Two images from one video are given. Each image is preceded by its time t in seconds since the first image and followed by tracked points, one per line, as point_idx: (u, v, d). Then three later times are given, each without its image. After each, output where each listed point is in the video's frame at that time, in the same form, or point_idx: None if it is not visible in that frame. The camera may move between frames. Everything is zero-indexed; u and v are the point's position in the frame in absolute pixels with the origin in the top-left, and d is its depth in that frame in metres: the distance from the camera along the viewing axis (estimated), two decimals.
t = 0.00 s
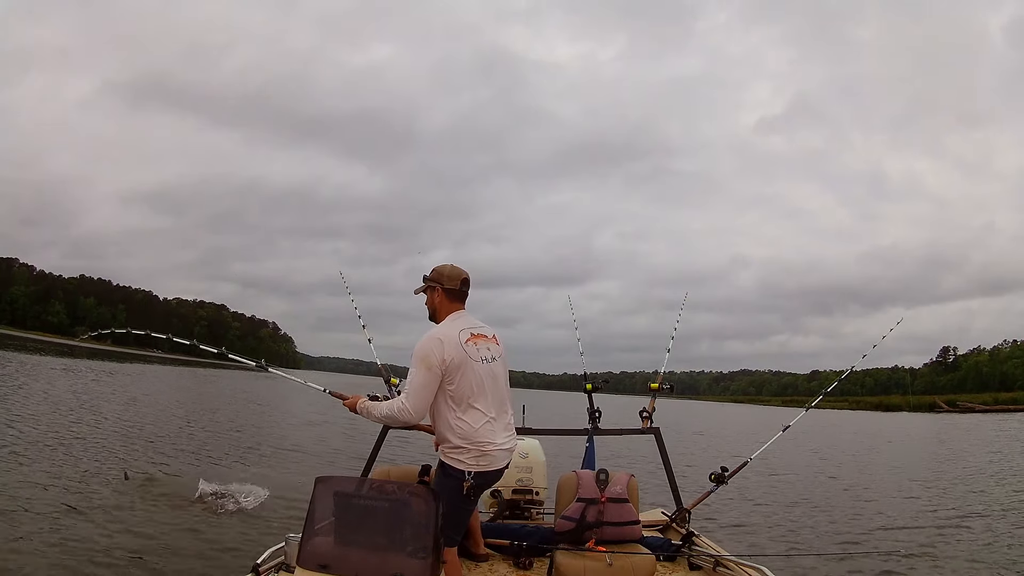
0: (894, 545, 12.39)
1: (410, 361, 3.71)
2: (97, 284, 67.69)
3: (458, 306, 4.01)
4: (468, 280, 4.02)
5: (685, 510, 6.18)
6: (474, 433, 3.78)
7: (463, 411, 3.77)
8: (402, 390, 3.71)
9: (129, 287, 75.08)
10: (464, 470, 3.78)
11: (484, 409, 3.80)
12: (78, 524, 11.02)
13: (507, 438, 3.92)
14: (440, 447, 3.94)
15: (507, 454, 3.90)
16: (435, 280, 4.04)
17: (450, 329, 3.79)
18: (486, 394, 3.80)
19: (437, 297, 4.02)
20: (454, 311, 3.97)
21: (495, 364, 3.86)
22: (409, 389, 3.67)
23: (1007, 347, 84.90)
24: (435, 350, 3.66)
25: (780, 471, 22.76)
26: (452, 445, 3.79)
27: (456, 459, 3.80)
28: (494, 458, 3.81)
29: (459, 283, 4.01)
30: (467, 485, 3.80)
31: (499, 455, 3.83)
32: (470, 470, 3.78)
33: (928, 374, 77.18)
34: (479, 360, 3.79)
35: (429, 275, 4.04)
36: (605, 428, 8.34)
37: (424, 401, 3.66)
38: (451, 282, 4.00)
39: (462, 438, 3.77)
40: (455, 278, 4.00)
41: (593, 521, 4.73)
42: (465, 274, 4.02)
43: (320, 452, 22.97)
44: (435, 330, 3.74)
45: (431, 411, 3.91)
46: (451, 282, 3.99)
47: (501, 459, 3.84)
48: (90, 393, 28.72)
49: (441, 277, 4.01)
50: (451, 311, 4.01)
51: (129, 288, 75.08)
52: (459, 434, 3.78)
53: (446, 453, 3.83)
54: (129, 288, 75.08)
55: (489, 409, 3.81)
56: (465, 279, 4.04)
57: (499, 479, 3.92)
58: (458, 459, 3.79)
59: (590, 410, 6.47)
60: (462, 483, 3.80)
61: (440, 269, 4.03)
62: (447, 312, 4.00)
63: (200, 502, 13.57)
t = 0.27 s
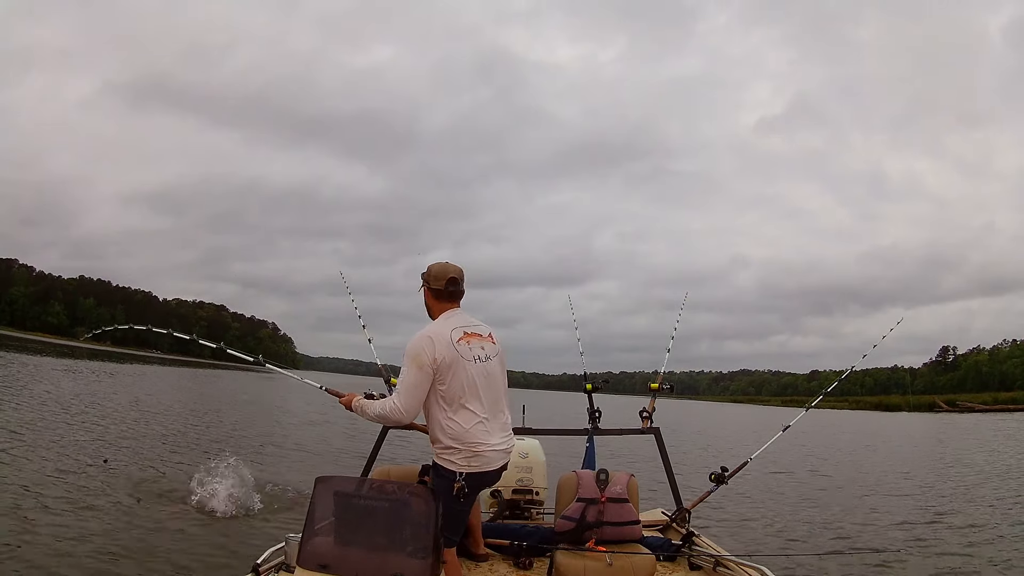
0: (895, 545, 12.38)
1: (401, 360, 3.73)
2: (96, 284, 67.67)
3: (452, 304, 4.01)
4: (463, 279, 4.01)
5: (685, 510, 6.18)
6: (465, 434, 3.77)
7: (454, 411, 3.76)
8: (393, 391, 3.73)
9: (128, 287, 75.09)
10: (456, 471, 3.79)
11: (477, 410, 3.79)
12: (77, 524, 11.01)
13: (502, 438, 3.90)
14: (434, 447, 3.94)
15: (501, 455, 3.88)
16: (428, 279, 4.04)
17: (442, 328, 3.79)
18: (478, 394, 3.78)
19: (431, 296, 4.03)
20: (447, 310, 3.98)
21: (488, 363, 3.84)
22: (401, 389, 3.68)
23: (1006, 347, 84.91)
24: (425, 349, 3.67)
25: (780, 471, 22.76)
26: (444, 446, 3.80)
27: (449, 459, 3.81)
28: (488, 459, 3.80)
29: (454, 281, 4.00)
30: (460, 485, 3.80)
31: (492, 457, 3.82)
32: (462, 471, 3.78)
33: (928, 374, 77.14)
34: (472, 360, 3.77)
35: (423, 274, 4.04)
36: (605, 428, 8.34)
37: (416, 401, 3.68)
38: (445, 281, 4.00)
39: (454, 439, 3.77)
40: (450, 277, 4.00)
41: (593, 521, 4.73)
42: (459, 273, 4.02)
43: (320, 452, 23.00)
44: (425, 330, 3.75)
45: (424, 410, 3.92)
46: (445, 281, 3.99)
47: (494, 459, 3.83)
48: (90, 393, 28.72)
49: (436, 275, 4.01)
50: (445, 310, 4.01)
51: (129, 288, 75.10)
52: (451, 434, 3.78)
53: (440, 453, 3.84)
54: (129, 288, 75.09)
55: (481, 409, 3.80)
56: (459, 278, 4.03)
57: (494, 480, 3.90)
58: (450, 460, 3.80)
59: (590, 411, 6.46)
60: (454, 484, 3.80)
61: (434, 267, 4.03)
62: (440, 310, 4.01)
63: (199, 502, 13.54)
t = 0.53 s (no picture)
0: (896, 545, 12.39)
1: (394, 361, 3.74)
2: (96, 284, 67.63)
3: (445, 305, 4.02)
4: (459, 279, 4.01)
5: (685, 510, 6.18)
6: (458, 434, 3.75)
7: (447, 412, 3.76)
8: (386, 391, 3.75)
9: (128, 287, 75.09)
10: (448, 472, 3.78)
11: (469, 411, 3.77)
12: (77, 524, 11.00)
13: (497, 440, 3.87)
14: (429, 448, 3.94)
15: (496, 457, 3.85)
16: (423, 280, 4.05)
17: (435, 328, 3.80)
18: (470, 394, 3.77)
19: (426, 297, 4.05)
20: (440, 310, 3.99)
21: (482, 364, 3.83)
22: (393, 389, 3.69)
23: (1006, 347, 84.90)
24: (416, 349, 3.68)
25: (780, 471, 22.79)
26: (437, 447, 3.79)
27: (442, 461, 3.80)
28: (481, 461, 3.77)
29: (449, 282, 4.01)
30: (452, 487, 3.80)
31: (486, 458, 3.79)
32: (454, 472, 3.77)
33: (928, 374, 77.08)
34: (463, 360, 3.77)
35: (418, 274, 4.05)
36: (606, 428, 8.35)
37: (408, 401, 3.68)
38: (440, 282, 4.00)
39: (446, 440, 3.76)
40: (445, 278, 4.01)
41: (593, 521, 4.73)
42: (455, 274, 4.02)
43: (320, 451, 23.03)
44: (417, 330, 3.76)
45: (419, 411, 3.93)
46: (440, 282, 4.00)
47: (488, 461, 3.80)
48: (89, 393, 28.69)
49: (430, 277, 4.02)
50: (440, 311, 4.01)
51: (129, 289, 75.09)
52: (444, 435, 3.77)
53: (433, 454, 3.84)
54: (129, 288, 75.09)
55: (474, 410, 3.78)
56: (454, 278, 4.03)
57: (489, 481, 3.88)
58: (443, 461, 3.79)
59: (590, 410, 6.47)
60: (446, 485, 3.80)
61: (430, 268, 4.04)
62: (434, 311, 4.02)
63: (199, 502, 13.52)
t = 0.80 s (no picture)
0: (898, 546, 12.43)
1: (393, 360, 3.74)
2: (96, 284, 67.56)
3: (448, 305, 4.01)
4: (460, 280, 4.01)
5: (685, 510, 6.18)
6: (456, 434, 3.75)
7: (446, 411, 3.75)
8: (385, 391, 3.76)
9: (128, 287, 75.08)
10: (447, 472, 3.78)
11: (469, 411, 3.77)
12: (76, 524, 10.97)
13: (497, 440, 3.87)
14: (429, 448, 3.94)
15: (496, 458, 3.85)
16: (424, 280, 4.05)
17: (434, 328, 3.80)
18: (469, 394, 3.76)
19: (428, 297, 4.05)
20: (442, 310, 3.98)
21: (481, 364, 3.83)
22: (392, 390, 3.69)
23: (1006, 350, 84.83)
24: (415, 350, 3.68)
25: (780, 471, 22.85)
26: (436, 447, 3.79)
27: (440, 461, 3.81)
28: (481, 461, 3.77)
29: (450, 282, 4.01)
30: (451, 486, 3.81)
31: (485, 458, 3.78)
32: (454, 472, 3.78)
33: (928, 376, 77.08)
34: (462, 360, 3.77)
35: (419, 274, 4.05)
36: (606, 428, 8.34)
37: (407, 401, 3.69)
38: (441, 282, 4.01)
39: (445, 439, 3.76)
40: (446, 278, 4.01)
41: (593, 521, 4.73)
42: (456, 274, 4.02)
43: (320, 450, 23.03)
44: (417, 330, 3.76)
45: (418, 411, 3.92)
46: (441, 281, 4.00)
47: (488, 462, 3.79)
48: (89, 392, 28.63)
49: (431, 277, 4.02)
50: (440, 311, 4.01)
51: (129, 289, 75.10)
52: (443, 435, 3.76)
53: (432, 454, 3.83)
54: (129, 288, 75.09)
55: (474, 411, 3.78)
56: (454, 277, 4.04)
57: (489, 482, 3.87)
58: (441, 460, 3.80)
59: (590, 410, 6.47)
60: (446, 485, 3.81)
61: (431, 268, 4.04)
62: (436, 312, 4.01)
63: (199, 502, 13.48)
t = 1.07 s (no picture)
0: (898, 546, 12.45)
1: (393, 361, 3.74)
2: (96, 283, 67.48)
3: (448, 306, 4.01)
4: (461, 281, 4.02)
5: (685, 510, 6.18)
6: (456, 434, 3.75)
7: (446, 411, 3.75)
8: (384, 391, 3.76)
9: (128, 287, 75.07)
10: (447, 471, 3.78)
11: (469, 411, 3.77)
12: (75, 523, 10.93)
13: (497, 440, 3.87)
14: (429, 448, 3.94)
15: (496, 457, 3.85)
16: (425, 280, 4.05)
17: (434, 328, 3.80)
18: (469, 394, 3.76)
19: (429, 298, 4.05)
20: (442, 311, 3.98)
21: (481, 364, 3.83)
22: (391, 390, 3.69)
23: (1005, 350, 84.83)
24: (414, 350, 3.68)
25: (779, 472, 22.85)
26: (437, 447, 3.79)
27: (441, 460, 3.80)
28: (481, 461, 3.77)
29: (451, 283, 4.01)
30: (452, 486, 3.80)
31: (485, 458, 3.78)
32: (454, 472, 3.78)
33: (928, 376, 77.09)
34: (462, 360, 3.77)
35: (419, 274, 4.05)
36: (606, 428, 8.35)
37: (406, 401, 3.69)
38: (442, 282, 4.00)
39: (445, 439, 3.76)
40: (447, 279, 4.01)
41: (593, 521, 4.73)
42: (458, 275, 4.02)
43: (320, 449, 23.03)
44: (418, 330, 3.76)
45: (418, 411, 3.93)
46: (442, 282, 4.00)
47: (488, 461, 3.79)
48: (88, 391, 28.57)
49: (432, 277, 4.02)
50: (442, 312, 4.01)
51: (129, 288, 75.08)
52: (443, 435, 3.76)
53: (433, 454, 3.83)
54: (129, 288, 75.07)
55: (474, 411, 3.78)
56: (455, 279, 4.03)
57: (489, 481, 3.87)
58: (442, 460, 3.80)
59: (590, 410, 6.47)
60: (446, 484, 3.80)
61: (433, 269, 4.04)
62: (436, 312, 4.01)
63: (198, 501, 13.42)
